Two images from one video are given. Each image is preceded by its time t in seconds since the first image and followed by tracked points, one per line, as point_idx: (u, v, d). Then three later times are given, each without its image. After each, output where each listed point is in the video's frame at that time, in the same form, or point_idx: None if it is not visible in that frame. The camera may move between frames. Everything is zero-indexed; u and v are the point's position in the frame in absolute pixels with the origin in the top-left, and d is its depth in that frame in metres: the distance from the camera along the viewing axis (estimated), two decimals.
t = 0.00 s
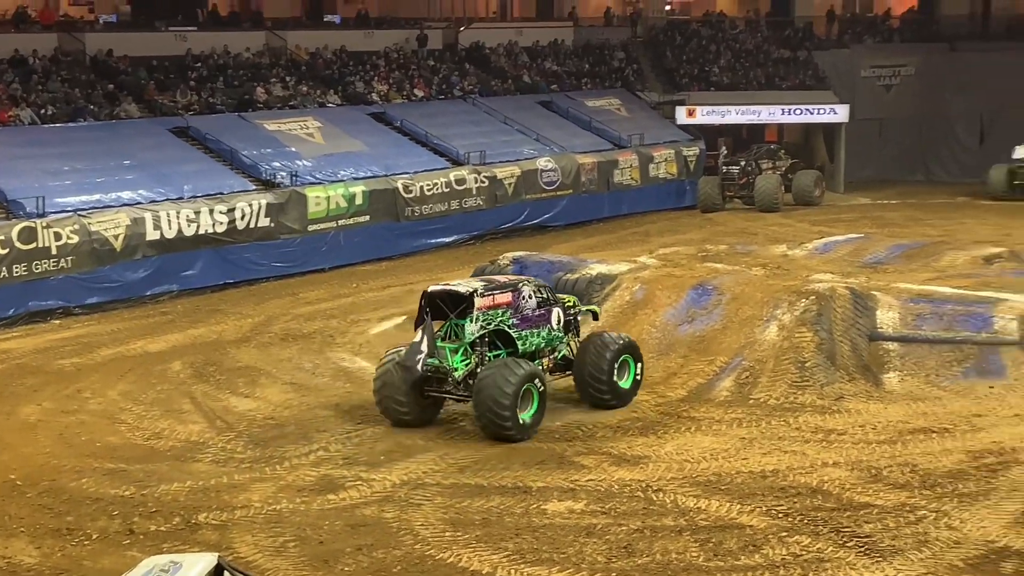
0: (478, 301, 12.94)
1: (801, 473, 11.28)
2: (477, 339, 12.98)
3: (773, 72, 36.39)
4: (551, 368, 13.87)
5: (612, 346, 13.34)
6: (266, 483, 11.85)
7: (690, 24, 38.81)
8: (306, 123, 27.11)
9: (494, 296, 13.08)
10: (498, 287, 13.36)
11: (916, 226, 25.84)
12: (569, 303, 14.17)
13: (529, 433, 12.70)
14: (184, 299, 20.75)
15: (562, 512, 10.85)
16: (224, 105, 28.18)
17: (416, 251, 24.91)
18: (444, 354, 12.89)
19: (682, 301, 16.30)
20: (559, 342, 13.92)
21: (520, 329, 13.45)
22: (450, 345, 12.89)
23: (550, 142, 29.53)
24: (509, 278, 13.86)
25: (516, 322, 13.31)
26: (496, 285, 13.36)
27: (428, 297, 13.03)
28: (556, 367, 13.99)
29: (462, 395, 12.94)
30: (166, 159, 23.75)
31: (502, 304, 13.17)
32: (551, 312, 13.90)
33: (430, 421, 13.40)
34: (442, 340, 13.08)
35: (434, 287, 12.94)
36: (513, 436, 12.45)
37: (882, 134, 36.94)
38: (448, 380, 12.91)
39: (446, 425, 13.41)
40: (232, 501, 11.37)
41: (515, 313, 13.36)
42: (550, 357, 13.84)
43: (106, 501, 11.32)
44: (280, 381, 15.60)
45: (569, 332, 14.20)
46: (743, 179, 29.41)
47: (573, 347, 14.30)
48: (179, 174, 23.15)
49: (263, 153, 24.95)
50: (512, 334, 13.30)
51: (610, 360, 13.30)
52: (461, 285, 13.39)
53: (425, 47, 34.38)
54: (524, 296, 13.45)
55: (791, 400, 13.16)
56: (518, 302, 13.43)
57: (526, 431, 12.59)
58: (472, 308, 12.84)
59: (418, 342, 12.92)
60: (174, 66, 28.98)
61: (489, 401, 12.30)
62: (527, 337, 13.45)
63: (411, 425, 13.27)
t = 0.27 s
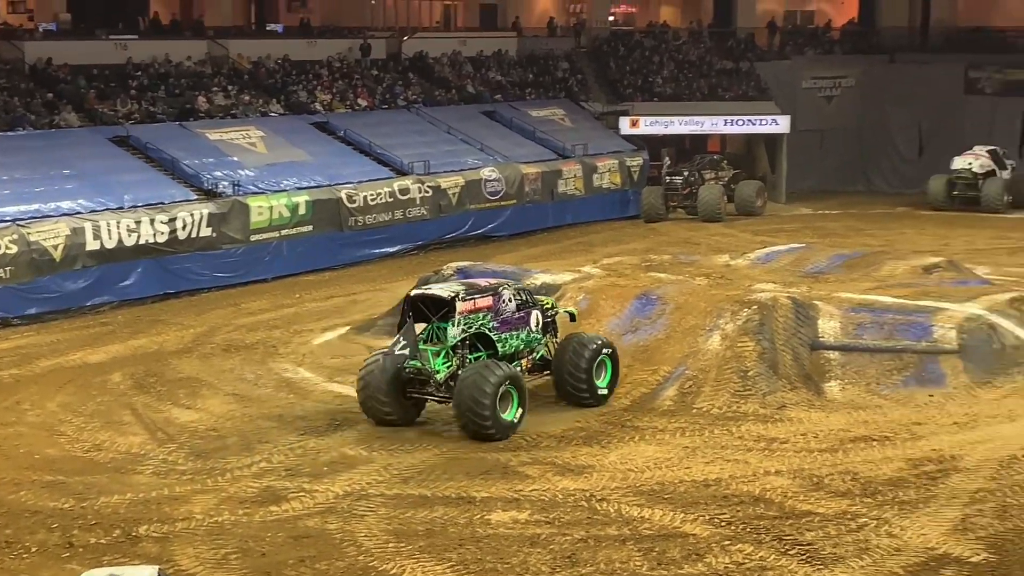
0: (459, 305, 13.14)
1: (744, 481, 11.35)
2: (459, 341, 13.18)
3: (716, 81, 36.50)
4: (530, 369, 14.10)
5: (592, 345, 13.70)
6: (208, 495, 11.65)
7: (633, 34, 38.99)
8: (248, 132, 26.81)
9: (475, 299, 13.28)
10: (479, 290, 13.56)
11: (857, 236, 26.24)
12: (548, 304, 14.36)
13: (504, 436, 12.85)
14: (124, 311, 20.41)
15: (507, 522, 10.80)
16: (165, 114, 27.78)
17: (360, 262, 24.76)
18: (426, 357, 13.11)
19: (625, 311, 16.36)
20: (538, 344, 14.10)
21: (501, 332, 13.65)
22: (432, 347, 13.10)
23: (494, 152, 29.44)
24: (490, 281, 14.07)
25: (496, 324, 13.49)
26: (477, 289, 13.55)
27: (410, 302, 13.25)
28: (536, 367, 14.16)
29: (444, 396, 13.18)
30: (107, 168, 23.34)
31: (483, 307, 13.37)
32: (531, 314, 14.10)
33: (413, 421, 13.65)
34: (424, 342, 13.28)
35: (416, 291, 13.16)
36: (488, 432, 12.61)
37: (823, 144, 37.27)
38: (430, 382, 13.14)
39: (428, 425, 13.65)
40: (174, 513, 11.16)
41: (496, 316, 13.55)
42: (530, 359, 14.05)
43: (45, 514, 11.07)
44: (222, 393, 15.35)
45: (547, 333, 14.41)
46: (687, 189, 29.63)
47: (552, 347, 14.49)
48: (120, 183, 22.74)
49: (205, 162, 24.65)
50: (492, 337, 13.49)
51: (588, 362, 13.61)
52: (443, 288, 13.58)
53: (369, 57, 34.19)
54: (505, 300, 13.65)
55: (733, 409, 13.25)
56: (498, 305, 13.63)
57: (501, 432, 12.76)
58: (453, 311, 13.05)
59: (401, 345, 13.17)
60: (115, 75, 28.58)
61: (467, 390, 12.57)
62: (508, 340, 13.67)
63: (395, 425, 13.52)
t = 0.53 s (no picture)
0: (440, 305, 13.37)
1: (691, 491, 11.33)
2: (440, 341, 13.42)
3: (663, 91, 36.95)
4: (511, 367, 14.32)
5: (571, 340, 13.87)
6: (149, 508, 11.39)
7: (579, 43, 39.08)
8: (191, 141, 26.42)
9: (454, 300, 13.51)
10: (460, 290, 13.80)
11: (802, 245, 26.51)
12: (527, 303, 14.59)
13: (485, 433, 13.08)
14: (62, 322, 19.98)
15: (453, 533, 10.66)
16: (107, 122, 27.29)
17: (304, 272, 24.47)
18: (407, 357, 13.32)
19: (573, 321, 16.34)
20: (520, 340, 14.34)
21: (481, 331, 13.88)
22: (413, 347, 13.33)
23: (440, 161, 29.26)
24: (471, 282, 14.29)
25: (476, 324, 13.70)
26: (458, 289, 13.76)
27: (392, 302, 13.50)
28: (515, 364, 14.40)
29: (426, 394, 13.41)
30: (46, 176, 22.85)
31: (463, 308, 13.59)
32: (511, 313, 14.34)
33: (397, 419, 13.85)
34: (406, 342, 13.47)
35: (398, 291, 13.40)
36: (469, 427, 12.83)
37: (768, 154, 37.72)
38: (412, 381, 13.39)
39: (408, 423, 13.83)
40: (114, 527, 10.88)
41: (476, 316, 13.77)
42: (509, 357, 14.29)
43: None
44: (164, 404, 15.03)
45: (526, 333, 14.63)
46: (634, 198, 29.78)
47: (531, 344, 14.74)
48: (59, 192, 22.24)
49: (147, 171, 24.21)
50: (473, 337, 13.69)
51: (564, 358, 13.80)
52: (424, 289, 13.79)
53: (313, 65, 33.89)
54: (485, 300, 13.87)
55: (680, 419, 13.25)
56: (479, 305, 13.84)
57: (482, 428, 12.99)
58: (433, 312, 13.29)
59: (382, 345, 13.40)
60: (55, 82, 28.06)
61: (450, 384, 12.79)
62: (488, 339, 13.90)
63: (378, 423, 13.72)
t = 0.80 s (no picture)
0: (426, 313, 13.66)
1: (647, 505, 11.28)
2: (428, 347, 13.74)
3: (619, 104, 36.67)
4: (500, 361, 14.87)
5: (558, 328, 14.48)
6: (100, 524, 11.15)
7: (536, 56, 39.19)
8: (144, 153, 26.08)
9: (439, 306, 13.82)
10: (443, 294, 14.12)
11: (759, 258, 26.68)
12: (508, 297, 15.06)
13: (475, 436, 13.29)
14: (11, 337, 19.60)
15: (408, 548, 10.53)
16: (58, 134, 26.90)
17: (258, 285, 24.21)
18: (396, 365, 13.56)
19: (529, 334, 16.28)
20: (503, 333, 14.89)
21: (467, 332, 14.30)
22: (402, 355, 13.59)
23: (396, 173, 29.11)
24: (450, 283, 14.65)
25: (462, 326, 14.10)
26: (442, 294, 14.07)
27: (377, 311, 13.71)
28: (502, 355, 14.96)
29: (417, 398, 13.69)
30: None
31: (448, 312, 13.92)
32: (494, 310, 14.79)
33: (389, 421, 14.11)
34: (394, 349, 13.69)
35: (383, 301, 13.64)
36: (461, 429, 13.04)
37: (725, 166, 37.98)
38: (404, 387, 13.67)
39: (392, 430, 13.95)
40: (64, 544, 10.64)
41: (461, 318, 14.17)
42: (496, 351, 14.80)
43: None
44: (116, 419, 14.75)
45: (508, 328, 15.11)
46: (590, 212, 29.81)
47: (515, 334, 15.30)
48: (8, 204, 21.81)
49: (98, 183, 23.82)
50: (459, 339, 14.07)
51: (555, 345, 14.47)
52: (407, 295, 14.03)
53: (268, 77, 33.65)
54: (468, 302, 14.27)
55: (636, 433, 13.22)
56: (463, 307, 14.23)
57: (473, 431, 13.20)
58: (420, 320, 13.58)
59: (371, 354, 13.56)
60: (4, 94, 27.61)
61: (443, 387, 13.00)
62: (474, 339, 14.35)
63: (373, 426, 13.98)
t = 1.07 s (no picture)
0: (420, 327, 13.51)
1: (618, 524, 11.09)
2: (424, 358, 13.66)
3: (588, 116, 36.53)
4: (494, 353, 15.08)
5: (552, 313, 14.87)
6: (57, 548, 10.81)
7: (504, 69, 39.10)
8: (104, 167, 25.67)
9: (432, 317, 13.69)
10: (435, 302, 13.96)
11: (730, 273, 26.67)
12: (498, 290, 14.99)
13: (475, 443, 13.44)
14: None
15: (374, 571, 10.26)
16: (16, 148, 26.43)
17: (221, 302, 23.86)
18: (394, 381, 13.48)
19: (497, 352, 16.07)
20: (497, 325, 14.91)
21: (461, 335, 14.25)
22: (399, 370, 13.50)
23: (361, 188, 28.83)
24: (439, 284, 14.45)
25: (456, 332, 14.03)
26: (433, 303, 13.88)
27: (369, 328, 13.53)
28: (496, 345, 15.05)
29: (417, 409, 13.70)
30: None
31: (441, 322, 13.78)
32: (486, 307, 14.72)
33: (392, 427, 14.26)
34: (389, 363, 13.59)
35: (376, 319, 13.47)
36: (460, 437, 13.19)
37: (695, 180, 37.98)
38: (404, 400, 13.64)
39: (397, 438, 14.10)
40: (20, 569, 10.30)
41: (455, 323, 14.09)
42: (490, 344, 14.88)
43: None
44: (75, 439, 14.38)
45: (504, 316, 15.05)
46: (559, 227, 29.60)
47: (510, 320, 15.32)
48: None
49: (58, 198, 23.39)
50: (454, 345, 14.02)
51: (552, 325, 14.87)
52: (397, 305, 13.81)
53: (231, 89, 33.32)
54: (460, 307, 14.15)
55: (607, 451, 13.05)
56: (455, 312, 14.11)
57: (474, 437, 13.35)
58: (415, 336, 13.44)
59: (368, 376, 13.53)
60: None
61: (441, 394, 13.19)
62: (468, 342, 14.31)
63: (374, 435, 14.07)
